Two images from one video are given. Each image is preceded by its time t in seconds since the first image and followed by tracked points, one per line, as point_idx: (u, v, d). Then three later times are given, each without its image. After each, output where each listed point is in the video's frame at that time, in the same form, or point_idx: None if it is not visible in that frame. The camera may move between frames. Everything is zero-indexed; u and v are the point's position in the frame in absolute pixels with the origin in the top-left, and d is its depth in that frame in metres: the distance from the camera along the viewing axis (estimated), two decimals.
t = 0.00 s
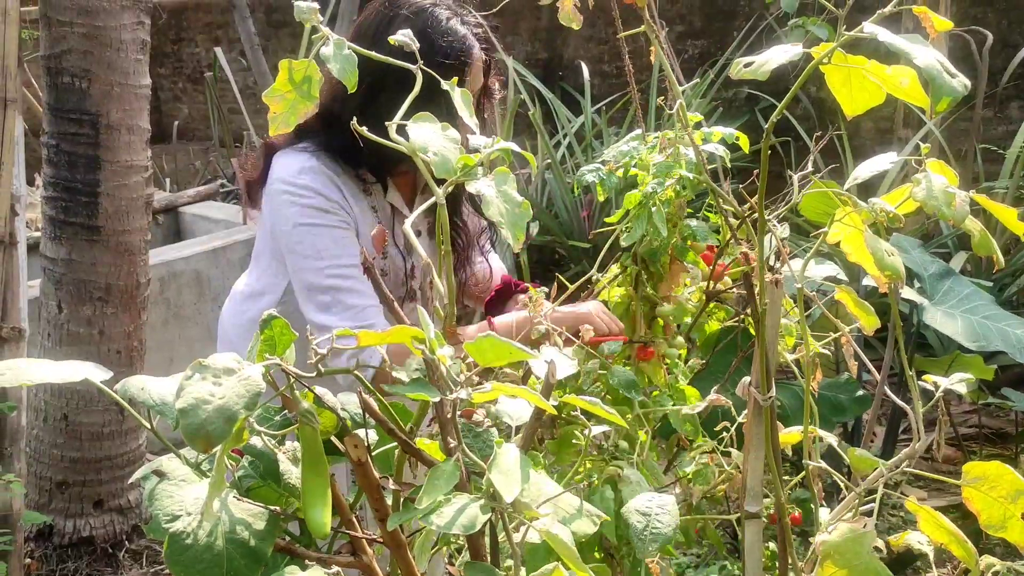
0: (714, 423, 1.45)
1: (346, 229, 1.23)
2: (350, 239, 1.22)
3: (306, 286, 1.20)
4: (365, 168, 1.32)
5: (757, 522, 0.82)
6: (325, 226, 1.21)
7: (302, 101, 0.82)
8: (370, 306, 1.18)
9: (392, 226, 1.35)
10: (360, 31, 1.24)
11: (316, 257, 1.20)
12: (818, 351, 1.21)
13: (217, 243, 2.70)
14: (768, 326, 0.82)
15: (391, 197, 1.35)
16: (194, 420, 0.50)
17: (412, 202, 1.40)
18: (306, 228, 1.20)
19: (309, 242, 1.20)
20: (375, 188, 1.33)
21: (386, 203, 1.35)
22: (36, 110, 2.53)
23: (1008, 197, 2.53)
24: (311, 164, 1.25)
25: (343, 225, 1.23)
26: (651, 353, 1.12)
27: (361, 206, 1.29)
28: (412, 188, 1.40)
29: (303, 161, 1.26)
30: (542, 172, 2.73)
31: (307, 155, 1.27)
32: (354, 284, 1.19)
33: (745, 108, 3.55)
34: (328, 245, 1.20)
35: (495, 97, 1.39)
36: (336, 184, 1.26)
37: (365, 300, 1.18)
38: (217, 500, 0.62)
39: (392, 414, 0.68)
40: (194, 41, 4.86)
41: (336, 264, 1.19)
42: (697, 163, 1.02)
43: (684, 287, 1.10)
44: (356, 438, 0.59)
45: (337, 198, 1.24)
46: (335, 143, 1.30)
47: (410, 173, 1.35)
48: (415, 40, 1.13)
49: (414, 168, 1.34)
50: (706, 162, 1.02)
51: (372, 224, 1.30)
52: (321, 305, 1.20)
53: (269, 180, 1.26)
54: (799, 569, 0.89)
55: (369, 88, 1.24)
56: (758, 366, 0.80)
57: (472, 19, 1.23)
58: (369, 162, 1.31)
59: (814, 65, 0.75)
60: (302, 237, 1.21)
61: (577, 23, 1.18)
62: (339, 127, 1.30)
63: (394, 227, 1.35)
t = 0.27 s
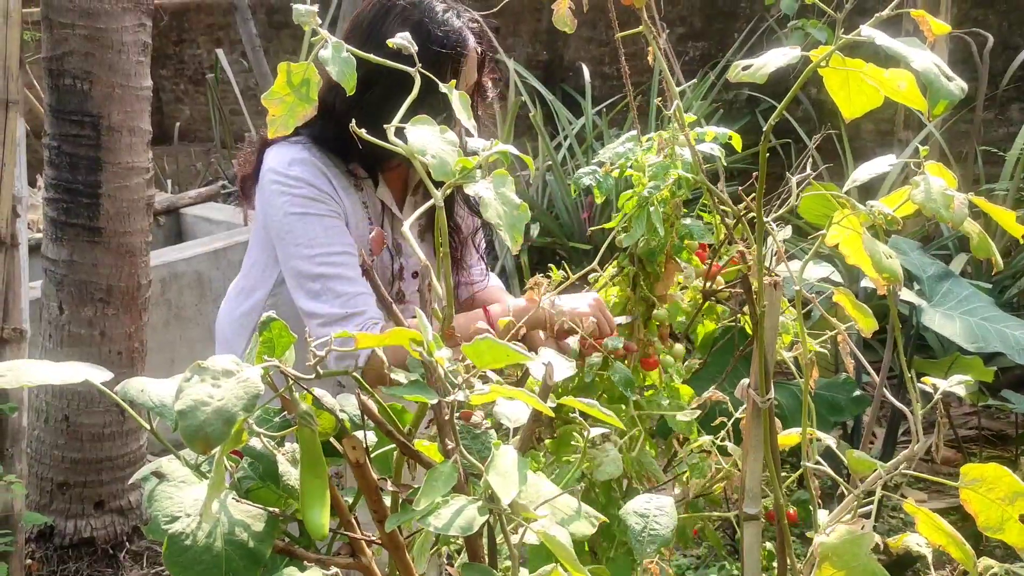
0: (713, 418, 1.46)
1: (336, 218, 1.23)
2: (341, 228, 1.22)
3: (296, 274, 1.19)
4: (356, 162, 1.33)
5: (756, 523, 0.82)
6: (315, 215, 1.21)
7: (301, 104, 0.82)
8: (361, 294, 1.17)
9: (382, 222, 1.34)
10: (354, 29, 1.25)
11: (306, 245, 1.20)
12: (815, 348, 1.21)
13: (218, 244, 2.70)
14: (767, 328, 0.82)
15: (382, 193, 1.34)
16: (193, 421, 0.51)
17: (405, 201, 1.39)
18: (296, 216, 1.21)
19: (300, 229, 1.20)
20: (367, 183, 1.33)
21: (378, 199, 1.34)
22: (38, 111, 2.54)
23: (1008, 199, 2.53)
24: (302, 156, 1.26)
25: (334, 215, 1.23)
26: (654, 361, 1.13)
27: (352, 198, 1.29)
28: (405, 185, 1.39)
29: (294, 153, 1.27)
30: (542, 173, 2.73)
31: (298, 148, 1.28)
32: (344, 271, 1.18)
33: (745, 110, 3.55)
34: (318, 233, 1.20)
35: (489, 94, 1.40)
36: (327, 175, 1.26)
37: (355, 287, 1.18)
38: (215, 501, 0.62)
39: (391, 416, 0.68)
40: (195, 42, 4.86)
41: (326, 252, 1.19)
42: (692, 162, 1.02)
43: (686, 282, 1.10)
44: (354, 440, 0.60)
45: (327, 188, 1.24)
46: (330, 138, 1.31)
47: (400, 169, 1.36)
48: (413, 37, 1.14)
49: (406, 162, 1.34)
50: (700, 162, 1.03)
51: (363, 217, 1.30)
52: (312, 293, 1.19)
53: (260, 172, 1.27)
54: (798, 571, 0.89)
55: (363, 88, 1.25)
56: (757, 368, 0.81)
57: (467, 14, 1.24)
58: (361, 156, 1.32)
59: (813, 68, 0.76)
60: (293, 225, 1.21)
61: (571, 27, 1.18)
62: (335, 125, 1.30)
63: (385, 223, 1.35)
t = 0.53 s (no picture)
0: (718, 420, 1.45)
1: (331, 216, 1.23)
2: (335, 226, 1.22)
3: (291, 272, 1.20)
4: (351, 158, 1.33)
5: (756, 524, 0.82)
6: (310, 213, 1.21)
7: (303, 103, 0.82)
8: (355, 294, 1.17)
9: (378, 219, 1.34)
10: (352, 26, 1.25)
11: (300, 243, 1.20)
12: (818, 349, 1.20)
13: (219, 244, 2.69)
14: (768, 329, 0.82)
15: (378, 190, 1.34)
16: (192, 419, 0.51)
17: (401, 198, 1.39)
18: (291, 215, 1.21)
19: (294, 228, 1.20)
20: (361, 180, 1.32)
21: (372, 195, 1.34)
22: (39, 111, 2.54)
23: (1009, 200, 2.53)
24: (297, 152, 1.26)
25: (329, 213, 1.23)
26: (665, 364, 1.13)
27: (347, 195, 1.28)
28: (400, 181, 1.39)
29: (290, 149, 1.27)
30: (543, 174, 2.73)
31: (294, 144, 1.28)
32: (338, 271, 1.18)
33: (746, 111, 3.55)
34: (312, 232, 1.20)
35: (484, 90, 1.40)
36: (322, 173, 1.26)
37: (350, 287, 1.18)
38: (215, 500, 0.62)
39: (391, 415, 0.68)
40: (196, 43, 4.87)
41: (320, 250, 1.19)
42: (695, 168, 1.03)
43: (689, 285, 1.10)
44: (354, 439, 0.60)
45: (322, 186, 1.24)
46: (326, 134, 1.31)
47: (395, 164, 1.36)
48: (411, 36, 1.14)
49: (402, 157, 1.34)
50: (705, 166, 1.03)
51: (358, 213, 1.30)
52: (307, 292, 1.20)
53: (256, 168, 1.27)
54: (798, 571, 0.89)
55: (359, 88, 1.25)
56: (757, 369, 0.81)
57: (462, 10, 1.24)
58: (356, 152, 1.32)
59: (814, 68, 0.76)
60: (287, 223, 1.21)
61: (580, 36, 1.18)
62: (334, 123, 1.30)
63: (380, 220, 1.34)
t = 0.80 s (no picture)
0: (719, 422, 1.44)
1: (326, 215, 1.23)
2: (330, 226, 1.22)
3: (284, 270, 1.20)
4: (350, 152, 1.33)
5: (758, 526, 0.81)
6: (306, 212, 1.21)
7: (303, 104, 0.82)
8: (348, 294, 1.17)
9: (376, 215, 1.34)
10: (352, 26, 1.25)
11: (294, 241, 1.20)
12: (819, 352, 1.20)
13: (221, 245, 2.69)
14: (769, 331, 0.82)
15: (378, 185, 1.33)
16: (196, 420, 0.50)
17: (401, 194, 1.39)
18: (287, 212, 1.21)
19: (289, 226, 1.20)
20: (360, 175, 1.32)
21: (371, 189, 1.33)
22: (41, 112, 2.54)
23: (1011, 203, 2.53)
24: (295, 149, 1.26)
25: (324, 212, 1.23)
26: (662, 366, 1.13)
27: (345, 193, 1.28)
28: (400, 175, 1.39)
29: (288, 145, 1.26)
30: (544, 176, 2.73)
31: (293, 139, 1.28)
32: (331, 271, 1.18)
33: (747, 113, 3.55)
34: (306, 231, 1.20)
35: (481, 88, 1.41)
36: (319, 170, 1.26)
37: (342, 288, 1.18)
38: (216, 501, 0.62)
39: (393, 416, 0.67)
40: (198, 44, 4.87)
41: (314, 250, 1.19)
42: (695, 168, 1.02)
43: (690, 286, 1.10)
44: (357, 440, 0.60)
45: (319, 184, 1.24)
46: (325, 129, 1.31)
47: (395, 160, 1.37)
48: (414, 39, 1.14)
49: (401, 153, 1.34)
50: (705, 166, 1.02)
51: (356, 211, 1.30)
52: (299, 290, 1.20)
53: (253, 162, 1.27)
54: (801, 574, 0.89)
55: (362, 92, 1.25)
56: (759, 370, 0.80)
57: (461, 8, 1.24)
58: (356, 148, 1.33)
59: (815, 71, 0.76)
60: (282, 221, 1.21)
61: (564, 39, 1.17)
62: (335, 119, 1.31)
63: (378, 217, 1.34)
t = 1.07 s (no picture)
0: (724, 426, 1.45)
1: (341, 218, 1.23)
2: (347, 228, 1.22)
3: (308, 276, 1.20)
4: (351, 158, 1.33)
5: (762, 529, 0.81)
6: (321, 217, 1.21)
7: (312, 106, 0.82)
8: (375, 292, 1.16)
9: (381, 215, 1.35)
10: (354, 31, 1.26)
11: (314, 248, 1.20)
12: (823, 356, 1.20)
13: (223, 246, 2.69)
14: (774, 334, 0.81)
15: (382, 187, 1.35)
16: (203, 422, 0.51)
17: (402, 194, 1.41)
18: (302, 220, 1.21)
19: (307, 233, 1.20)
20: (364, 178, 1.33)
21: (376, 192, 1.35)
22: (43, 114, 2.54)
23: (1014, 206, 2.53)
24: (301, 158, 1.26)
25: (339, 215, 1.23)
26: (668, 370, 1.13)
27: (352, 195, 1.29)
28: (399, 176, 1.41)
29: (292, 154, 1.27)
30: (547, 177, 2.73)
31: (297, 149, 1.28)
32: (354, 272, 1.18)
33: (750, 115, 3.55)
34: (325, 235, 1.20)
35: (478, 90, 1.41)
36: (327, 176, 1.26)
37: (367, 287, 1.17)
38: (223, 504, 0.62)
39: (399, 417, 0.67)
40: (200, 45, 4.88)
41: (334, 254, 1.19)
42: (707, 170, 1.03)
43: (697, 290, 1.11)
44: (363, 442, 0.60)
45: (329, 189, 1.24)
46: (327, 138, 1.31)
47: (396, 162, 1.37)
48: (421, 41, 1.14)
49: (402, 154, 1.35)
50: (714, 168, 1.03)
51: (365, 213, 1.31)
52: (326, 294, 1.19)
53: (260, 175, 1.27)
54: None
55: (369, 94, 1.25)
56: (763, 374, 0.80)
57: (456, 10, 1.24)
58: (359, 153, 1.33)
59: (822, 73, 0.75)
60: (299, 228, 1.21)
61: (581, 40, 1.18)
62: (335, 124, 1.30)
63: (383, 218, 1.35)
